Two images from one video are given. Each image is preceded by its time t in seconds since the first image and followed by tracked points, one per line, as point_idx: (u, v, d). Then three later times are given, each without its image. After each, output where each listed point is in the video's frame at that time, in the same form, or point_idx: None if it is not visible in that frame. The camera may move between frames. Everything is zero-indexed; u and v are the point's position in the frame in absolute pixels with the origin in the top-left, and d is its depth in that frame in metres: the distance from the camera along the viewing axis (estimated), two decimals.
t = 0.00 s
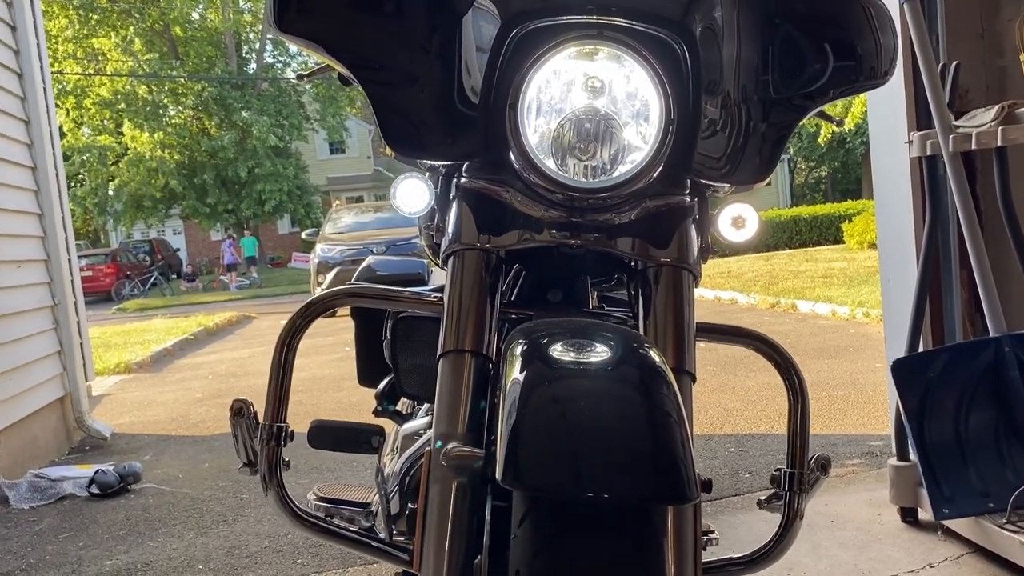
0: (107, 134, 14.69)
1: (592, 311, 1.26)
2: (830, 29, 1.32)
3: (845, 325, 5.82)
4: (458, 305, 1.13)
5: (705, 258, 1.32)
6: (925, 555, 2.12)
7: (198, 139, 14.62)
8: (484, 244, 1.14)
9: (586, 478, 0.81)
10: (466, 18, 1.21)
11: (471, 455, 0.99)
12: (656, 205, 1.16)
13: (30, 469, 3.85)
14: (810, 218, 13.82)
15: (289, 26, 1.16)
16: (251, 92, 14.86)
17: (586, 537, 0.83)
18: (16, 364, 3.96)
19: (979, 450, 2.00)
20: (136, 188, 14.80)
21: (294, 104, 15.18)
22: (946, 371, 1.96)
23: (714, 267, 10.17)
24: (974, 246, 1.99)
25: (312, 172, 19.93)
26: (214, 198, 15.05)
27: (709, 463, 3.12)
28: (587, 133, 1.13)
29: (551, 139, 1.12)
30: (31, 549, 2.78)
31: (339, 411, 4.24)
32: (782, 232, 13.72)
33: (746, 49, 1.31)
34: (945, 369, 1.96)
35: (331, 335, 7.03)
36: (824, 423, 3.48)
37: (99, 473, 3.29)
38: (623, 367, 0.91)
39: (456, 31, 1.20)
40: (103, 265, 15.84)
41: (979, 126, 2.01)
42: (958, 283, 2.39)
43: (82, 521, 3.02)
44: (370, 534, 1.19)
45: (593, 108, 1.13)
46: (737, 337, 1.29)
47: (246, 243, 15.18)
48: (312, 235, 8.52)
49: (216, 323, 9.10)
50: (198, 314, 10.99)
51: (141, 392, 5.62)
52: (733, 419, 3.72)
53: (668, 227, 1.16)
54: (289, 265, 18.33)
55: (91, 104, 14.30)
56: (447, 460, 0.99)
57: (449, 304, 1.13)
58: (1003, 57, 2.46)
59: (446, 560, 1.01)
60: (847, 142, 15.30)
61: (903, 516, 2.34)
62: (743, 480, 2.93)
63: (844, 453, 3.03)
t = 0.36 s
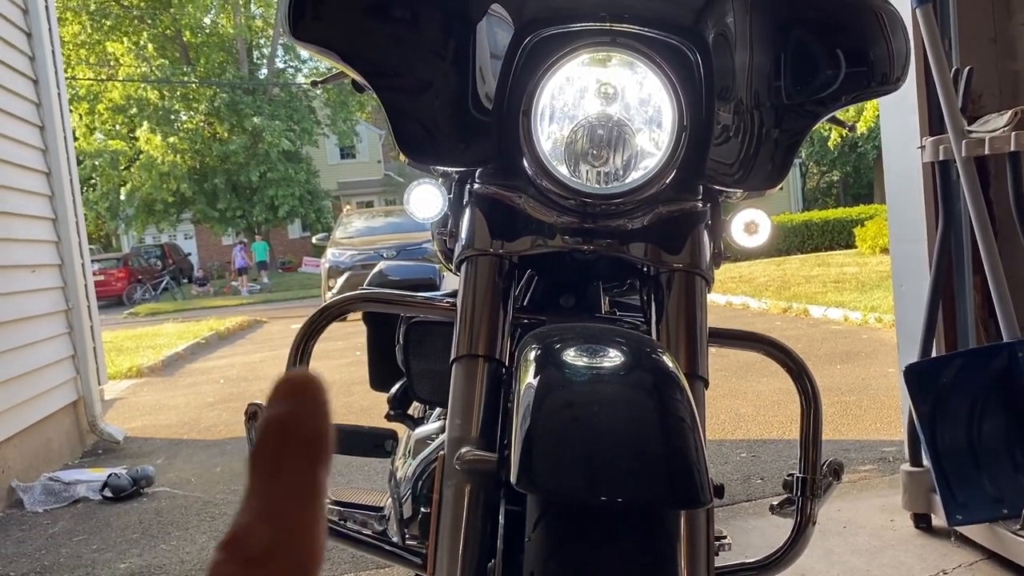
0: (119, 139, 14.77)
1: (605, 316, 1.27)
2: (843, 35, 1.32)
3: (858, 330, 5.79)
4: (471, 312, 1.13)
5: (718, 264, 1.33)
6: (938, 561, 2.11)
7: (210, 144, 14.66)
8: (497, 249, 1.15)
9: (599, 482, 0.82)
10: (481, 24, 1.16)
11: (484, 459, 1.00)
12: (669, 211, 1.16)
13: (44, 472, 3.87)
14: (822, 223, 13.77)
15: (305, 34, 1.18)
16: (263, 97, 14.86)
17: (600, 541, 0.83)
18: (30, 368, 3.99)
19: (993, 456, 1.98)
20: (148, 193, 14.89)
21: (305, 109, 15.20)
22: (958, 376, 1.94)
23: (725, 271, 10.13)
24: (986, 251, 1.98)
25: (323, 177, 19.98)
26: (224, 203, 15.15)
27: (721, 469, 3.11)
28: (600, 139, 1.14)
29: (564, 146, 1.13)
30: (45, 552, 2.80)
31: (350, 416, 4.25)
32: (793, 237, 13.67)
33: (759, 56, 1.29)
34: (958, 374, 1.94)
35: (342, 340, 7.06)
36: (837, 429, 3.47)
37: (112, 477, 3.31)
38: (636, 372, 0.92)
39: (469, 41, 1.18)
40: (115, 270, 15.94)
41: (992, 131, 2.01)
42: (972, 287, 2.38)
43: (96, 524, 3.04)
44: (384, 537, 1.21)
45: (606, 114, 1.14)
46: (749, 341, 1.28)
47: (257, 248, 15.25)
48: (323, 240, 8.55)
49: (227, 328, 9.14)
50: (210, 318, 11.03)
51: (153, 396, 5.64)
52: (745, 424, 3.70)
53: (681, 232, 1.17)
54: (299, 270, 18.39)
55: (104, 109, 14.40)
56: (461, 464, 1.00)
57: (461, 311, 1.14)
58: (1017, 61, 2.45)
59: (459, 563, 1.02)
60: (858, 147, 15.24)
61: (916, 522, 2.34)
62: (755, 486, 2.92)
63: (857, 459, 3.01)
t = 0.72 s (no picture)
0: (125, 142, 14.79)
1: (610, 313, 1.26)
2: (847, 30, 1.31)
3: (865, 329, 5.76)
4: (475, 311, 1.13)
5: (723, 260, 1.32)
6: (947, 559, 2.10)
7: (215, 147, 14.69)
8: (502, 247, 1.14)
9: (604, 478, 0.81)
10: (483, 22, 1.20)
11: (491, 456, 1.00)
12: (674, 207, 1.15)
13: (51, 474, 3.88)
14: (827, 222, 13.72)
15: (309, 33, 1.17)
16: (268, 100, 14.53)
17: (606, 538, 0.83)
18: (36, 370, 4.01)
19: (1002, 453, 1.96)
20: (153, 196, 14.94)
21: (310, 111, 14.65)
22: (967, 373, 1.91)
23: (731, 271, 10.10)
24: (994, 248, 1.97)
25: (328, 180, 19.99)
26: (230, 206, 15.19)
27: (728, 467, 3.10)
28: (604, 135, 1.14)
29: (568, 142, 1.13)
30: (52, 553, 2.80)
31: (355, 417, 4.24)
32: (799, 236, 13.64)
33: (763, 51, 1.30)
34: (966, 371, 1.91)
35: (347, 341, 7.06)
36: (844, 427, 3.45)
37: (119, 478, 3.32)
38: (642, 368, 0.92)
39: (471, 36, 1.20)
40: (121, 273, 16.00)
41: (998, 126, 2.00)
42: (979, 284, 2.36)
43: (102, 526, 3.04)
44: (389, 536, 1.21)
45: (610, 110, 1.14)
46: (758, 339, 1.28)
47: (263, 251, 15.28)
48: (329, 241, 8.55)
49: (234, 330, 9.16)
50: (216, 321, 11.04)
51: (159, 398, 5.65)
52: (752, 423, 3.69)
53: (686, 228, 1.16)
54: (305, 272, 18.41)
55: (109, 113, 14.45)
56: (466, 461, 1.00)
57: (466, 309, 1.14)
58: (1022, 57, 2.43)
59: (465, 561, 1.01)
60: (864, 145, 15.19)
61: (924, 520, 2.32)
62: (762, 484, 2.91)
63: (864, 457, 3.00)
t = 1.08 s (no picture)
0: (128, 145, 14.79)
1: (615, 316, 1.26)
2: (851, 31, 1.31)
3: (868, 329, 5.75)
4: (479, 314, 1.13)
5: (729, 262, 1.32)
6: (953, 560, 2.09)
7: (218, 149, 14.69)
8: (507, 250, 1.14)
9: (611, 482, 0.81)
10: (487, 24, 1.18)
11: (496, 460, 1.00)
12: (679, 210, 1.15)
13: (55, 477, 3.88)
14: (830, 222, 13.71)
15: (311, 37, 1.16)
16: (269, 102, 14.50)
17: (613, 542, 0.83)
18: (40, 373, 4.01)
19: (1009, 453, 1.94)
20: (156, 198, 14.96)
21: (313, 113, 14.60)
22: (972, 374, 1.90)
23: (734, 271, 10.09)
24: (998, 248, 1.96)
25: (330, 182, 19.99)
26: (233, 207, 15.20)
27: (732, 469, 3.10)
28: (609, 138, 1.14)
29: (572, 145, 1.13)
30: (56, 557, 2.80)
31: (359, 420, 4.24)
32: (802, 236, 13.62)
33: (768, 53, 1.29)
34: (972, 372, 1.90)
35: (350, 343, 7.06)
36: (848, 428, 3.45)
37: (123, 482, 3.31)
38: (648, 371, 0.91)
39: (474, 38, 1.19)
40: (124, 275, 15.98)
41: (1003, 127, 2.00)
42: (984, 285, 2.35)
43: (107, 529, 3.04)
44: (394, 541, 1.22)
45: (614, 112, 1.14)
46: (764, 341, 1.28)
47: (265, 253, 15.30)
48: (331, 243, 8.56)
49: (237, 332, 9.16)
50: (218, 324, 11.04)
51: (163, 401, 5.65)
52: (755, 424, 3.69)
53: (690, 230, 1.16)
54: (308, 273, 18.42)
55: (112, 115, 14.43)
56: (473, 465, 1.00)
57: (471, 312, 1.13)
58: None
59: (471, 564, 1.01)
60: (867, 145, 15.19)
61: (930, 521, 2.32)
62: (766, 486, 2.91)
63: (869, 458, 3.00)
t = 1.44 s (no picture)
0: (128, 147, 14.75)
1: (617, 317, 1.27)
2: (852, 32, 1.32)
3: (869, 329, 5.74)
4: (483, 316, 1.13)
5: (731, 263, 1.32)
6: (954, 560, 2.09)
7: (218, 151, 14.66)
8: (509, 251, 1.14)
9: (616, 484, 0.81)
10: (489, 27, 1.17)
11: (500, 462, 0.99)
12: (680, 211, 1.16)
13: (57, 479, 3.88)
14: (830, 222, 13.69)
15: (314, 39, 1.17)
16: (268, 104, 14.43)
17: (619, 543, 0.83)
18: (41, 376, 4.01)
19: (1009, 453, 1.94)
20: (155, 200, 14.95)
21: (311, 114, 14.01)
22: (974, 373, 1.90)
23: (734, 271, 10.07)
24: (999, 249, 1.96)
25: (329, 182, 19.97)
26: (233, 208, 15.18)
27: (733, 469, 3.10)
28: (611, 140, 1.14)
29: (575, 146, 1.13)
30: (58, 560, 2.80)
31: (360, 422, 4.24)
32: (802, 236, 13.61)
33: (769, 55, 1.29)
34: (973, 371, 1.90)
35: (350, 344, 7.06)
36: (850, 428, 3.44)
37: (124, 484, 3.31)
38: (651, 373, 0.92)
39: (477, 39, 1.19)
40: (124, 277, 15.95)
41: (1003, 127, 2.01)
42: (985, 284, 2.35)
43: (109, 532, 3.04)
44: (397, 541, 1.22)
45: (616, 114, 1.14)
46: (766, 341, 1.28)
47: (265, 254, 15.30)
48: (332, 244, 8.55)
49: (236, 333, 9.16)
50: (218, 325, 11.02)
51: (164, 403, 5.64)
52: (757, 423, 3.69)
53: (693, 231, 1.16)
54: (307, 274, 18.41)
55: (110, 116, 14.38)
56: (477, 466, 1.00)
57: (473, 314, 1.14)
58: None
59: (475, 565, 1.01)
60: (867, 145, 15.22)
61: (931, 520, 2.32)
62: (768, 486, 2.92)
63: (870, 458, 3.00)
